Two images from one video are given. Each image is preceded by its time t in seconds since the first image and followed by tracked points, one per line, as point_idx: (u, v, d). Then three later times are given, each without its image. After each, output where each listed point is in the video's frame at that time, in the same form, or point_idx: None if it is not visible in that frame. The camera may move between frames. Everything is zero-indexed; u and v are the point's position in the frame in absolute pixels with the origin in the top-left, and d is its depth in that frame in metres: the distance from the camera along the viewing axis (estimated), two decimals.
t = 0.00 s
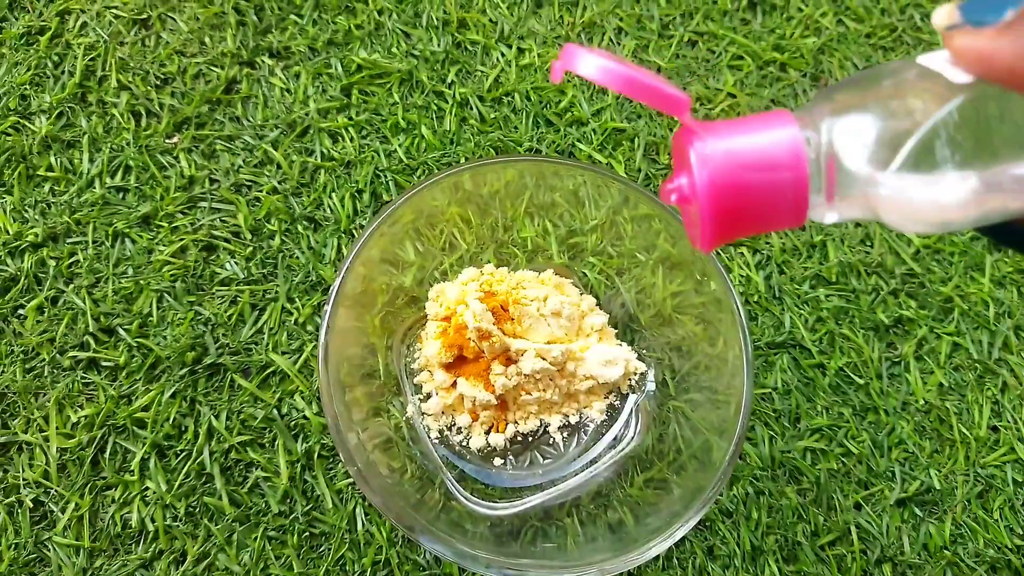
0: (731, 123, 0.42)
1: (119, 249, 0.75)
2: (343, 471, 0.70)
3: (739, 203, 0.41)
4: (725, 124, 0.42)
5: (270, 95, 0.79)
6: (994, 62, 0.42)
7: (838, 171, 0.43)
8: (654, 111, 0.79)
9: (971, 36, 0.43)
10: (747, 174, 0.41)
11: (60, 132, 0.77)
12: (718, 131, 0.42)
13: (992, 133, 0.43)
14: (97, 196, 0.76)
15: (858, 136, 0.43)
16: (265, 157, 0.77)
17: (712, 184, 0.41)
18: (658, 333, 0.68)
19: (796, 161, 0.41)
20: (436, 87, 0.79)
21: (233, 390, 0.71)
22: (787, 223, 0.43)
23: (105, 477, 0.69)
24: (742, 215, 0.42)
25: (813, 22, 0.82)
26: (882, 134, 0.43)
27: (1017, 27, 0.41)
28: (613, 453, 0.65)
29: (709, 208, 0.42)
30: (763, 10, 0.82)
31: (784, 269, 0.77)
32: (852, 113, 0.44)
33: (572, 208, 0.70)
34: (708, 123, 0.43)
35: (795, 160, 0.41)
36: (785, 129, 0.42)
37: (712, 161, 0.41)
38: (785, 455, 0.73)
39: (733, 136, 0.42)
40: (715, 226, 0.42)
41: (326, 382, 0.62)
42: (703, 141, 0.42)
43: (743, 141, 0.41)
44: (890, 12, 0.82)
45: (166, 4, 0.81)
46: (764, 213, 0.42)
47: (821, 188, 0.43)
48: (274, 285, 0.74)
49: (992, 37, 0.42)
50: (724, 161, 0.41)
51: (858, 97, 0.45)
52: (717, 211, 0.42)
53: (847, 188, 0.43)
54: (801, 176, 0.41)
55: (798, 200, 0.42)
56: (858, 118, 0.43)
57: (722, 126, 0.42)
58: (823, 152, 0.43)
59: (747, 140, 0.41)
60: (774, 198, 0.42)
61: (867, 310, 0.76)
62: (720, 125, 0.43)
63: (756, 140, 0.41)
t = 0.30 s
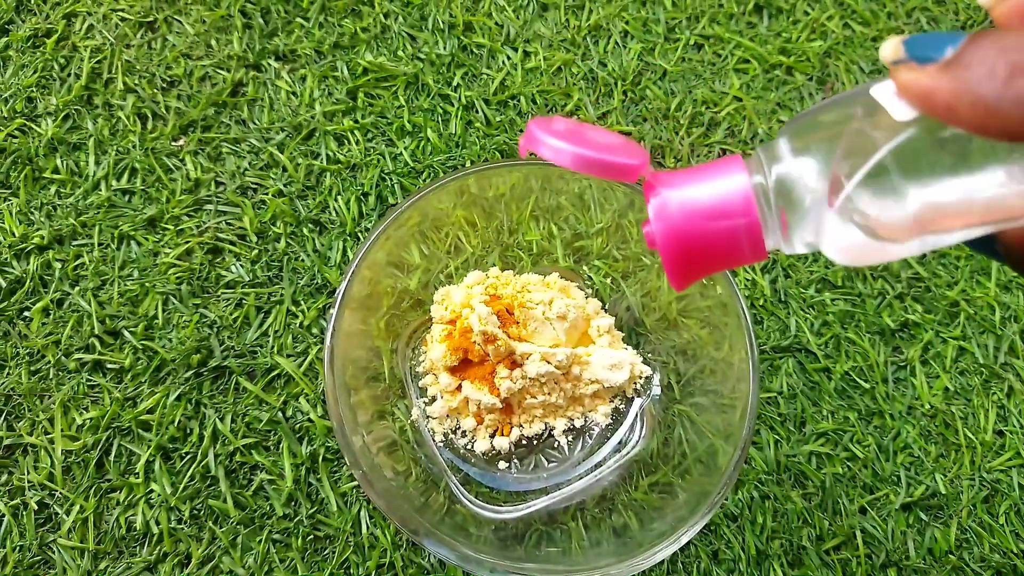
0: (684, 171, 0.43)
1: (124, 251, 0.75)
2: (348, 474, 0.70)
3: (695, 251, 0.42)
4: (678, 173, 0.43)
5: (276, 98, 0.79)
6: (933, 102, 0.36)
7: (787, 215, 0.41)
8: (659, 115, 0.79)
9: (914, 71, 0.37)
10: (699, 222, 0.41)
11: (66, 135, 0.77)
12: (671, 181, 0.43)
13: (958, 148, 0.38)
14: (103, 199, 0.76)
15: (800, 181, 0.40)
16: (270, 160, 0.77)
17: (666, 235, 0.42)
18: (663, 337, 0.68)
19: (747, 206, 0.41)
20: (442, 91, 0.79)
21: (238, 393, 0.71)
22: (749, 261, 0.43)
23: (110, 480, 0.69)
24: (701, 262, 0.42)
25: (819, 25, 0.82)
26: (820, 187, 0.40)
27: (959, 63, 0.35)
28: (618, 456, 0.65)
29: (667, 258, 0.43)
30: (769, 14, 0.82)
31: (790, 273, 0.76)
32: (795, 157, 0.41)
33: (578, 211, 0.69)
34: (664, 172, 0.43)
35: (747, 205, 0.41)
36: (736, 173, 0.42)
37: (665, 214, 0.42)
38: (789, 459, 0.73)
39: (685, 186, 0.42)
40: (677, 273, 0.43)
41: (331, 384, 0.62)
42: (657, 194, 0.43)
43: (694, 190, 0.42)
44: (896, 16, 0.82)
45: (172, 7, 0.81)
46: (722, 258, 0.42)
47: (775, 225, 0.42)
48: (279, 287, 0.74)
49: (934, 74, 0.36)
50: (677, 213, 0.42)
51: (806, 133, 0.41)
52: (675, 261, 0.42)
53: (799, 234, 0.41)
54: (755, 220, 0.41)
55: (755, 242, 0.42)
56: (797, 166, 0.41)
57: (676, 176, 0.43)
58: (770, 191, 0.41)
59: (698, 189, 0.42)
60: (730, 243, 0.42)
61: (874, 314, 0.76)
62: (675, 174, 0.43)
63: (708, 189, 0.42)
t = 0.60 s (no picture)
0: (654, 182, 0.44)
1: (122, 251, 0.75)
2: (346, 474, 0.70)
3: (671, 262, 0.43)
4: (649, 185, 0.44)
5: (274, 98, 0.79)
6: (907, 90, 0.34)
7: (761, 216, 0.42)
8: (657, 115, 0.79)
9: (887, 54, 0.34)
10: (673, 234, 0.43)
11: (64, 135, 0.77)
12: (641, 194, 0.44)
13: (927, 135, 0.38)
14: (100, 199, 0.76)
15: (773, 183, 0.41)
16: (268, 160, 0.77)
17: (640, 249, 0.43)
18: (660, 337, 0.68)
19: (718, 214, 0.42)
20: (440, 91, 0.79)
21: (236, 393, 0.72)
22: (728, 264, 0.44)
23: (108, 480, 0.70)
24: (678, 271, 0.44)
25: (816, 26, 0.82)
26: (796, 184, 0.40)
27: (935, 47, 0.33)
28: (615, 455, 0.65)
29: (645, 271, 0.44)
30: (766, 15, 0.83)
31: (786, 272, 0.77)
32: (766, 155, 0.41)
33: (576, 212, 0.67)
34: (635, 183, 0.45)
35: (719, 213, 0.42)
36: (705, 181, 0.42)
37: (636, 229, 0.43)
38: (786, 458, 0.73)
39: (655, 198, 0.43)
40: (657, 283, 0.44)
41: (329, 384, 0.62)
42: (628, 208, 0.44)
43: (664, 202, 0.43)
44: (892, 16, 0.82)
45: (170, 7, 0.81)
46: (700, 265, 0.44)
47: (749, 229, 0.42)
48: (277, 287, 0.74)
49: (908, 58, 0.33)
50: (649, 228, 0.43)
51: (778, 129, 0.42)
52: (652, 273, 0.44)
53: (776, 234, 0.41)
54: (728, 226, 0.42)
55: (731, 247, 0.43)
56: (769, 164, 0.41)
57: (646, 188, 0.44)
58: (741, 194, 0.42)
59: (669, 202, 0.43)
60: (705, 251, 0.43)
61: (870, 313, 0.76)
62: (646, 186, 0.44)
63: (677, 200, 0.43)
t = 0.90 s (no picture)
0: (659, 199, 0.44)
1: (122, 252, 0.75)
2: (346, 474, 0.70)
3: (684, 279, 0.44)
4: (653, 201, 0.44)
5: (274, 98, 0.79)
6: (912, 92, 0.32)
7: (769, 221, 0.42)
8: (656, 116, 0.79)
9: (888, 58, 0.32)
10: (683, 251, 0.43)
11: (64, 135, 0.77)
12: (647, 213, 0.44)
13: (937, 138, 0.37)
14: (101, 199, 0.76)
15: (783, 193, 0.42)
16: (268, 160, 0.77)
17: (651, 268, 0.44)
18: (660, 337, 0.68)
19: (727, 227, 0.43)
20: (439, 92, 0.79)
21: (236, 393, 0.72)
22: (743, 275, 0.44)
23: (108, 480, 0.70)
24: (692, 286, 0.44)
25: (816, 27, 0.82)
26: (802, 192, 0.41)
27: (937, 46, 0.31)
28: (615, 456, 0.65)
29: (658, 290, 0.44)
30: (766, 16, 0.83)
31: (786, 273, 0.77)
32: (769, 162, 0.43)
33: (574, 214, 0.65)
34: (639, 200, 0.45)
35: (727, 227, 0.42)
36: (710, 195, 0.43)
37: (645, 249, 0.44)
38: (786, 459, 0.73)
39: (661, 217, 0.44)
40: (672, 301, 0.45)
41: (329, 384, 0.63)
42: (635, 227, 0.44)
43: (671, 219, 0.43)
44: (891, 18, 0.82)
45: (171, 7, 0.81)
46: (714, 279, 0.44)
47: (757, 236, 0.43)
48: (277, 287, 0.74)
49: (911, 60, 0.32)
50: (658, 247, 0.43)
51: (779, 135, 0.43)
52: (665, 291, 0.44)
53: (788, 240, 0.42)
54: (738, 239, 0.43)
55: (743, 259, 0.43)
56: (773, 170, 0.42)
57: (652, 206, 0.44)
58: (747, 203, 0.43)
59: (676, 219, 0.43)
60: (718, 266, 0.43)
61: (869, 314, 0.76)
62: (650, 203, 0.45)
63: (684, 216, 0.43)
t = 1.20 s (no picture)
0: (682, 150, 0.42)
1: (122, 252, 0.75)
2: (346, 474, 0.70)
3: (714, 231, 0.42)
4: (675, 152, 0.42)
5: (274, 98, 0.79)
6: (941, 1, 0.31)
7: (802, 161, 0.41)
8: (657, 115, 0.79)
9: None
10: (710, 202, 0.41)
11: (64, 135, 0.77)
12: (670, 166, 0.42)
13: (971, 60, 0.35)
14: (100, 199, 0.76)
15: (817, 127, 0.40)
16: (268, 160, 0.77)
17: (677, 223, 0.42)
18: (661, 337, 0.69)
19: (757, 173, 0.40)
20: (440, 91, 0.79)
21: (236, 394, 0.71)
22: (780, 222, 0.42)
23: (108, 480, 0.70)
24: (724, 239, 0.42)
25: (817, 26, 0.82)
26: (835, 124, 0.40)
27: None
28: (615, 456, 0.65)
29: (687, 247, 0.43)
30: (767, 15, 0.82)
31: (787, 273, 0.77)
32: (798, 97, 0.41)
33: (576, 212, 0.68)
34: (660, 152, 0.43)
35: (757, 174, 0.40)
36: (735, 140, 0.41)
37: (669, 204, 0.42)
38: (787, 459, 0.73)
39: (684, 168, 0.42)
40: (703, 256, 0.43)
41: (329, 384, 0.62)
42: (657, 181, 0.42)
43: (695, 170, 0.41)
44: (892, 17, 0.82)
45: (170, 7, 0.81)
46: (748, 229, 0.42)
47: (794, 179, 0.41)
48: (277, 287, 0.74)
49: None
50: (683, 201, 0.42)
51: (803, 66, 0.42)
52: (696, 247, 0.43)
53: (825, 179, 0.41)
54: (770, 186, 0.40)
55: (778, 206, 0.41)
56: (803, 103, 0.41)
57: (674, 158, 0.42)
58: (779, 143, 0.41)
59: (700, 167, 0.41)
60: (751, 215, 0.41)
61: (871, 314, 0.76)
62: (673, 154, 0.42)
63: (709, 166, 0.41)
